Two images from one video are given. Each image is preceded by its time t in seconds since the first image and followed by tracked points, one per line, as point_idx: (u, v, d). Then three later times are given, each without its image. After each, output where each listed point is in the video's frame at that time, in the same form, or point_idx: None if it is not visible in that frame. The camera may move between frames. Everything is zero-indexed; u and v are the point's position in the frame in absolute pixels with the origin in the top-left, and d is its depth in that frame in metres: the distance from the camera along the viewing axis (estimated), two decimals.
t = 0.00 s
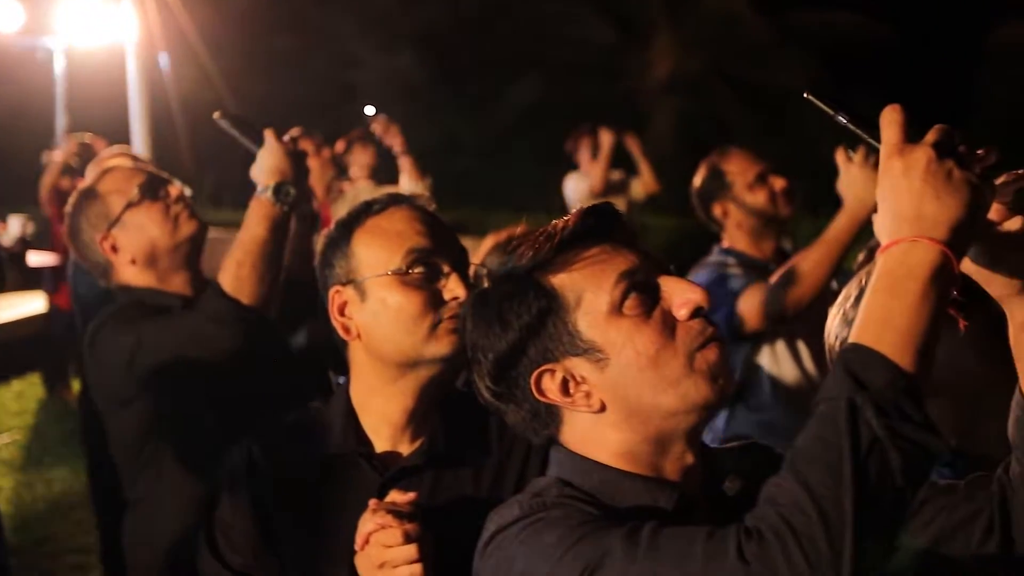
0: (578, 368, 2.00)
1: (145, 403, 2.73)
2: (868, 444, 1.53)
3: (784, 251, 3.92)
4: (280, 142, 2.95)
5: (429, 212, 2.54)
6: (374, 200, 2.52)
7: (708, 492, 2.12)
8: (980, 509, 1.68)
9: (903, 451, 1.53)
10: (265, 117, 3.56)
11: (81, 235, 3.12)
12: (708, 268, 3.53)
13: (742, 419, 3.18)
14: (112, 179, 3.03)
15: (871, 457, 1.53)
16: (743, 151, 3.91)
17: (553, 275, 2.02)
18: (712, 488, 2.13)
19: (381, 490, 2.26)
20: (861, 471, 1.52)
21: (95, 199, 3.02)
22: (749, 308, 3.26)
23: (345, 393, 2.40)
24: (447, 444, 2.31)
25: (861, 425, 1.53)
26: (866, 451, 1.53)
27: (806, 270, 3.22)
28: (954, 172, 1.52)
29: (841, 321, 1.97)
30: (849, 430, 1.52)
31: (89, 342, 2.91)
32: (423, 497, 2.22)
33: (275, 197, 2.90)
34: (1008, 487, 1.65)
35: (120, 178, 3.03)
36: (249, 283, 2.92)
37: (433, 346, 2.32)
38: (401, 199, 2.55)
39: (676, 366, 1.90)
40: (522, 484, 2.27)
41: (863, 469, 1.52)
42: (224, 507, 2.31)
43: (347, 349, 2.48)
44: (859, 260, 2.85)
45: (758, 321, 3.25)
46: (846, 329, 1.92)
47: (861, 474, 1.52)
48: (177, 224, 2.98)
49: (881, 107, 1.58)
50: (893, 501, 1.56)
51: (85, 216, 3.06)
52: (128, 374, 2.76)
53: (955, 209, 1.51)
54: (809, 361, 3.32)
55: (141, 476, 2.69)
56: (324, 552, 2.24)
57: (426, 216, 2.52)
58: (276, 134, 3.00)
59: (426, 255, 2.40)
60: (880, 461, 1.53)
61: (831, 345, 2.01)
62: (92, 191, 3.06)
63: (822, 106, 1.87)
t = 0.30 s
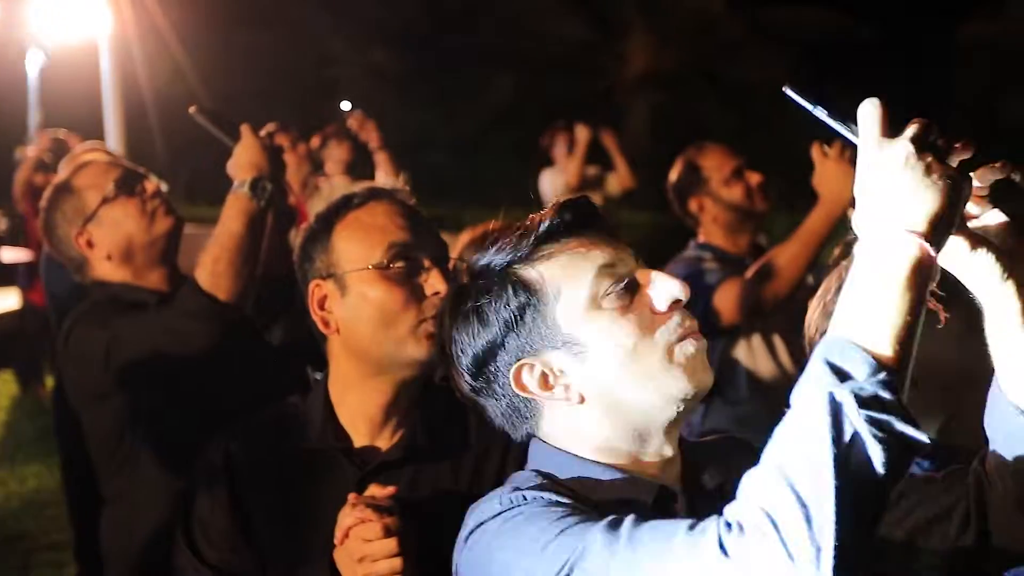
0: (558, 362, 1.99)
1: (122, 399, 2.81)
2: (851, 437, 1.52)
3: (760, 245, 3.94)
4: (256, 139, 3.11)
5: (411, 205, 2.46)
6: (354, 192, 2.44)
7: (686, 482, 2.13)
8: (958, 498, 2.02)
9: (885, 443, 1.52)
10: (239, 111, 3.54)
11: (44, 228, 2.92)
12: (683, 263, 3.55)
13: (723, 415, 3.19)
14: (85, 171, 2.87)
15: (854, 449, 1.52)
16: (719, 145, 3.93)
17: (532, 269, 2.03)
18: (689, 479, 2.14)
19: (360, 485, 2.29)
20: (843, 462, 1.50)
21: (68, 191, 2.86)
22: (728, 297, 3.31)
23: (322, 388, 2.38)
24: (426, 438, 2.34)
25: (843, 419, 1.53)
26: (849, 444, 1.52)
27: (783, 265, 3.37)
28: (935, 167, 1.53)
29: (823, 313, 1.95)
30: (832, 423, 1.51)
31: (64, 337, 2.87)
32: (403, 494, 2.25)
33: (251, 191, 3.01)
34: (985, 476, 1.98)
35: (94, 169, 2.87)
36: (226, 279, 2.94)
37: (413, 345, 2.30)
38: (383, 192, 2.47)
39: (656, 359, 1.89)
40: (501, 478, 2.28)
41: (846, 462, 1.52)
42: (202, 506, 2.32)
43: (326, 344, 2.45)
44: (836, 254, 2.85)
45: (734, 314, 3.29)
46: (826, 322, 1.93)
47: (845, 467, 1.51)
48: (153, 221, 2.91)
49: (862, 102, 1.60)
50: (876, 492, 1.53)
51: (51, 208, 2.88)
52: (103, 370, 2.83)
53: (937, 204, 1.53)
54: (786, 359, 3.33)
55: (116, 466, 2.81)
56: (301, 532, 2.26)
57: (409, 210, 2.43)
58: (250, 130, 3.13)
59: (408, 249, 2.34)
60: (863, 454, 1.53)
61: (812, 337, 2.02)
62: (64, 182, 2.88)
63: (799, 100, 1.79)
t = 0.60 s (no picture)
0: (541, 356, 1.99)
1: (104, 395, 2.79)
2: (832, 429, 1.55)
3: (739, 240, 3.98)
4: (237, 133, 2.96)
5: (397, 202, 2.53)
6: (341, 187, 2.50)
7: (667, 477, 2.10)
8: (939, 493, 1.72)
9: (868, 437, 1.54)
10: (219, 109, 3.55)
11: (37, 224, 3.14)
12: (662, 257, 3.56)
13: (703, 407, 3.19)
14: (68, 168, 3.04)
15: (834, 442, 1.55)
16: (698, 142, 3.98)
17: (515, 263, 2.03)
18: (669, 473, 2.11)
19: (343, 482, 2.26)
20: (823, 454, 1.53)
21: (50, 188, 3.04)
22: (707, 293, 3.32)
23: (307, 382, 2.41)
24: (410, 432, 2.33)
25: (825, 412, 1.55)
26: (830, 436, 1.55)
27: (764, 259, 3.44)
28: (914, 159, 1.53)
29: (805, 306, 1.99)
30: (812, 414, 1.54)
31: (46, 333, 2.96)
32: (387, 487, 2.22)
33: (234, 185, 2.90)
34: (967, 470, 1.72)
35: (76, 166, 3.05)
36: (208, 275, 2.95)
37: (400, 340, 2.32)
38: (369, 188, 2.54)
39: (637, 353, 1.90)
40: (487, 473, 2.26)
41: (826, 453, 1.54)
42: (184, 498, 2.34)
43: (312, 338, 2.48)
44: (816, 248, 2.86)
45: (716, 309, 3.31)
46: (809, 314, 1.94)
47: (825, 459, 1.54)
48: (134, 216, 3.04)
49: (842, 94, 1.59)
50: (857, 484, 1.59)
51: (42, 205, 3.07)
52: (86, 367, 2.82)
53: (917, 196, 1.52)
54: (768, 357, 3.42)
55: (97, 466, 2.76)
56: (284, 527, 2.23)
57: (395, 206, 2.50)
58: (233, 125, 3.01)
59: (393, 246, 2.40)
60: (843, 446, 1.55)
61: (794, 331, 2.03)
62: (47, 178, 3.07)
63: (782, 94, 1.78)
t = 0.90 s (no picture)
0: (525, 349, 2.00)
1: (86, 389, 2.79)
2: (817, 423, 1.55)
3: (721, 234, 4.01)
4: (221, 127, 2.90)
5: (385, 196, 2.52)
6: (331, 181, 2.49)
7: (652, 470, 2.10)
8: (923, 487, 1.76)
9: (853, 431, 1.55)
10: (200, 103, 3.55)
11: (18, 218, 3.15)
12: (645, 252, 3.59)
13: (685, 400, 3.24)
14: (49, 161, 3.08)
15: (820, 436, 1.55)
16: (680, 136, 4.01)
17: (498, 256, 2.03)
18: (653, 467, 2.10)
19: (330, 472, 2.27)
20: (809, 448, 1.54)
21: (31, 181, 3.07)
22: (691, 288, 3.32)
23: (292, 376, 2.40)
24: (395, 428, 2.32)
25: (810, 406, 1.55)
26: (816, 430, 1.55)
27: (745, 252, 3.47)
28: (900, 152, 1.54)
29: (791, 298, 2.00)
30: (797, 409, 1.54)
31: (28, 328, 2.94)
32: (373, 480, 2.23)
33: (217, 180, 2.85)
34: (951, 463, 1.75)
35: (57, 160, 3.08)
36: (192, 271, 2.87)
37: (386, 336, 2.31)
38: (359, 182, 2.52)
39: (621, 345, 1.90)
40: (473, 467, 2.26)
41: (812, 449, 1.54)
42: (169, 493, 2.32)
43: (298, 332, 2.48)
44: (799, 241, 2.89)
45: (698, 303, 3.31)
46: (795, 307, 1.96)
47: (810, 454, 1.54)
48: (117, 210, 3.06)
49: (828, 88, 1.61)
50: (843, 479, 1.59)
51: (24, 199, 3.09)
52: (67, 361, 2.81)
53: (902, 188, 1.53)
54: (751, 352, 3.44)
55: (81, 459, 2.77)
56: (269, 530, 2.25)
57: (383, 200, 2.49)
58: (216, 120, 2.93)
59: (381, 241, 2.39)
60: (828, 440, 1.56)
61: (781, 324, 2.05)
62: (28, 171, 3.10)
63: (770, 86, 1.78)
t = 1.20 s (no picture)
0: (510, 341, 2.00)
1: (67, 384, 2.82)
2: (804, 415, 1.54)
3: (703, 227, 4.03)
4: (202, 121, 2.92)
5: (374, 189, 2.53)
6: (319, 172, 2.49)
7: (638, 461, 2.10)
8: (908, 480, 1.77)
9: (839, 424, 1.53)
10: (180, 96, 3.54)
11: None
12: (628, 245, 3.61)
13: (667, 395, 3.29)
14: (29, 154, 3.07)
15: (807, 428, 1.54)
16: (660, 129, 4.03)
17: (482, 247, 2.03)
18: (640, 459, 2.10)
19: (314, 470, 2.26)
20: (796, 442, 1.53)
21: (12, 173, 3.07)
22: (671, 280, 3.35)
23: (276, 369, 2.40)
24: (381, 421, 2.31)
25: (797, 399, 1.54)
26: (802, 421, 1.54)
27: (725, 244, 3.44)
28: (888, 144, 1.56)
29: (777, 290, 2.02)
30: (784, 402, 1.53)
31: (7, 321, 2.97)
32: (358, 473, 2.22)
33: (199, 174, 2.89)
34: (937, 455, 1.77)
35: (37, 153, 3.08)
36: (174, 266, 2.94)
37: (371, 331, 2.31)
38: (348, 174, 2.53)
39: (606, 338, 1.91)
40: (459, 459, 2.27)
41: (799, 440, 1.53)
42: (152, 487, 2.33)
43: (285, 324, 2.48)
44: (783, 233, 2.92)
45: (681, 296, 3.34)
46: (780, 297, 1.98)
47: (796, 445, 1.52)
48: (97, 204, 3.06)
49: (813, 79, 1.62)
50: (833, 474, 1.56)
51: (4, 191, 3.10)
52: (49, 356, 2.84)
53: (890, 179, 1.54)
54: (733, 344, 3.52)
55: (60, 455, 2.79)
56: (252, 525, 2.24)
57: (371, 191, 2.50)
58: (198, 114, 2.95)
59: (371, 234, 2.39)
60: (816, 432, 1.54)
61: (766, 314, 2.07)
62: (8, 163, 3.09)
63: (754, 78, 1.78)
